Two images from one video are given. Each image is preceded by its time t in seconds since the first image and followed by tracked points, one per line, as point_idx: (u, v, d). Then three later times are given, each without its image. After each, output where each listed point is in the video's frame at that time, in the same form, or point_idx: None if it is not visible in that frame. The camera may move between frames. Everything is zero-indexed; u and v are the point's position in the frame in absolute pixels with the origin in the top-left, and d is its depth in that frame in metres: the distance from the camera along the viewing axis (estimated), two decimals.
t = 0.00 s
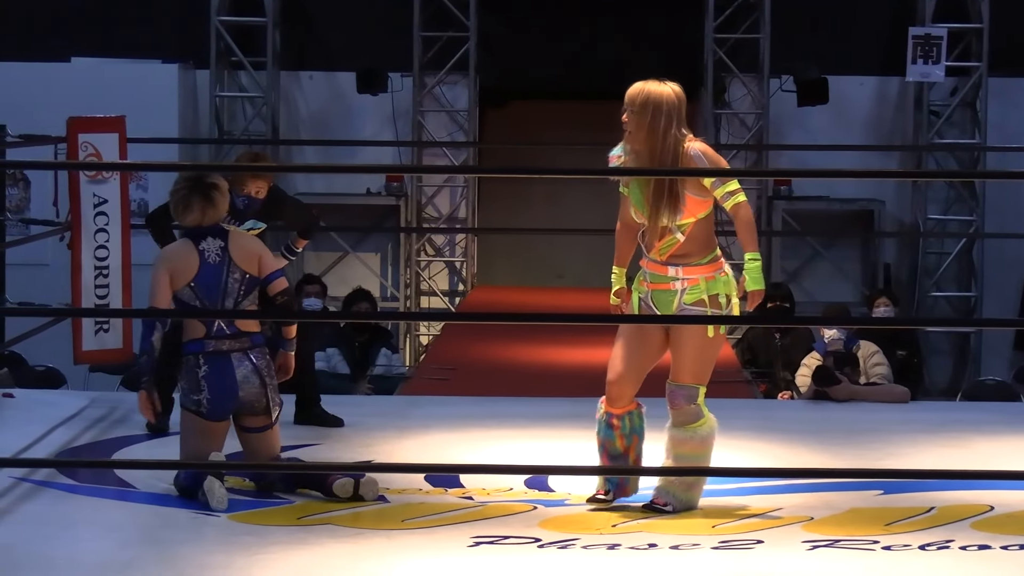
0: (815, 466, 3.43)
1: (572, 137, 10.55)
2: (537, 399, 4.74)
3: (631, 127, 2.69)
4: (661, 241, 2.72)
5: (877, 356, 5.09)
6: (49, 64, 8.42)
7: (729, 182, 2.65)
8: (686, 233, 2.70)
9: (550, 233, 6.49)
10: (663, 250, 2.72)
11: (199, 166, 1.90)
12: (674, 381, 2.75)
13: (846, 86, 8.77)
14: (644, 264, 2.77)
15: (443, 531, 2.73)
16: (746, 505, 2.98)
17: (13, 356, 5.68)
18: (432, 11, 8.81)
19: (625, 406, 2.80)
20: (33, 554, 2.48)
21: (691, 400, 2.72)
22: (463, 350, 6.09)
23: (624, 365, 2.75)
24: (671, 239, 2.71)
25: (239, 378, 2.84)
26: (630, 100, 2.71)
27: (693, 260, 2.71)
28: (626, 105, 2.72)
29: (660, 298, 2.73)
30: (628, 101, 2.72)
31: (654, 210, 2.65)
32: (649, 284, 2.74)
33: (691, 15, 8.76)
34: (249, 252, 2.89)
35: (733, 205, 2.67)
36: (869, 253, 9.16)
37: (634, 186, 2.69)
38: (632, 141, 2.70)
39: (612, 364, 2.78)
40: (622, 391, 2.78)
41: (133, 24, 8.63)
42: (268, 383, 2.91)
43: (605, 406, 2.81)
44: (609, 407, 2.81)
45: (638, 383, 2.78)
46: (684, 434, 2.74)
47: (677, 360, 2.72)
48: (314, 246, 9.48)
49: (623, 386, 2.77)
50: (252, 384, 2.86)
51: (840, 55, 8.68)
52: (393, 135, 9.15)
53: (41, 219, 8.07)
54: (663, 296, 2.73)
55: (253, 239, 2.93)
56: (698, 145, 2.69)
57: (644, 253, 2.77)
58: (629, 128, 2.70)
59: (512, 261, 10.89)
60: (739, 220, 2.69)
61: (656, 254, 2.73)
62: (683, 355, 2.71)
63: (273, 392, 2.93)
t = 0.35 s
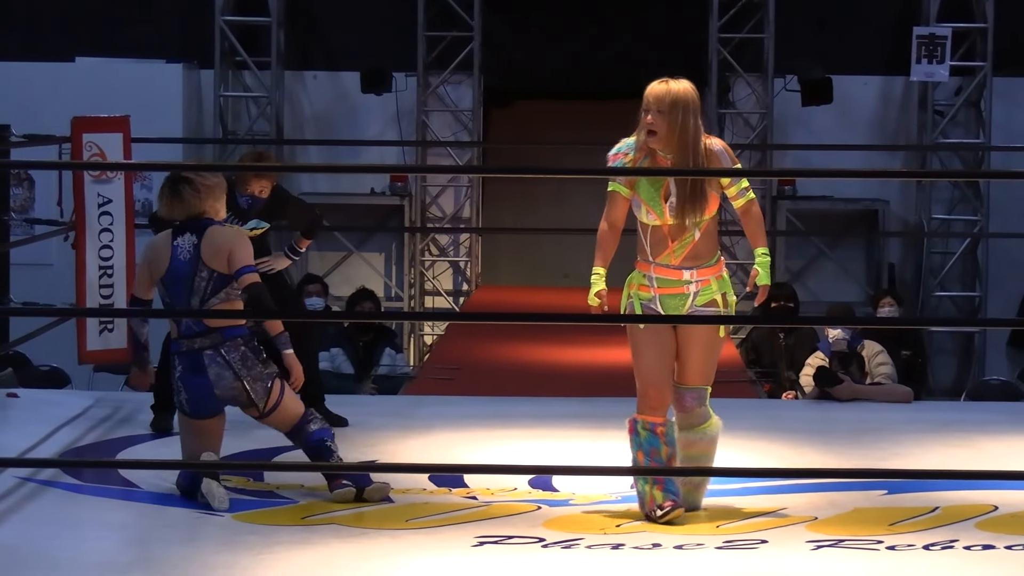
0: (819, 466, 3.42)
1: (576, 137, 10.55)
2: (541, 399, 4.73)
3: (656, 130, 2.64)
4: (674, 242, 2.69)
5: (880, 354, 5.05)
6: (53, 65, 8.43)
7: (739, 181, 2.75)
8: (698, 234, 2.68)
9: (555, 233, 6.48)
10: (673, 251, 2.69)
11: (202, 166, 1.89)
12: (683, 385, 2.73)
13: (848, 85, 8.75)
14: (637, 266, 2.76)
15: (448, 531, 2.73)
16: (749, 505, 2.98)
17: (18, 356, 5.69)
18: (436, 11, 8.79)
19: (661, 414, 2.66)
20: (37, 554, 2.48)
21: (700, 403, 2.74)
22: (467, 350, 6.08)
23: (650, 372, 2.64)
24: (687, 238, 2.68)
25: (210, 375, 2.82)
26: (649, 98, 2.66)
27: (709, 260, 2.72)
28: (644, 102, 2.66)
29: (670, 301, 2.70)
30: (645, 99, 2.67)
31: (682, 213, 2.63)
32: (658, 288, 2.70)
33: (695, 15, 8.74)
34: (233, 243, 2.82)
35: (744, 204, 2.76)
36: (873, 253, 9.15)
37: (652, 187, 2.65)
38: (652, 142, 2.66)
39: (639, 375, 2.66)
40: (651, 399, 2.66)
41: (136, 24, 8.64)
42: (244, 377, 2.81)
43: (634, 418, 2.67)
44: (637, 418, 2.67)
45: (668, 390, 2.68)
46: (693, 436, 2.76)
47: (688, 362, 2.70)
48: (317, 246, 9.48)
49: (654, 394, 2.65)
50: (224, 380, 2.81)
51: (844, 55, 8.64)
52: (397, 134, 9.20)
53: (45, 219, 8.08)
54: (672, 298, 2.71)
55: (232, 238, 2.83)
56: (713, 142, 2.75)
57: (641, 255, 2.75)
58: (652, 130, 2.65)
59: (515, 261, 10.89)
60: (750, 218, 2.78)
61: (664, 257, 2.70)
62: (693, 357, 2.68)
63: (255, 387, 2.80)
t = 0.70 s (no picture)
0: (818, 464, 3.42)
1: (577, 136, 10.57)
2: (541, 397, 4.74)
3: (679, 123, 2.64)
4: (688, 238, 2.67)
5: (880, 352, 5.11)
6: (53, 63, 8.44)
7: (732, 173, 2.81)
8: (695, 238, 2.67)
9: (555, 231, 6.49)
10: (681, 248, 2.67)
11: (201, 165, 1.89)
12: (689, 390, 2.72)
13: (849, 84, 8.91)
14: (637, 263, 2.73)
15: (448, 530, 2.73)
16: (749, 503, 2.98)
17: (18, 355, 5.69)
18: (436, 9, 8.77)
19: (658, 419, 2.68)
20: (36, 553, 2.48)
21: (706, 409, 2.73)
22: (466, 348, 6.09)
23: (648, 376, 2.63)
24: (700, 233, 2.67)
25: (182, 369, 2.86)
26: (659, 91, 2.65)
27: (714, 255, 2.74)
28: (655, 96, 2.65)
29: (681, 298, 2.69)
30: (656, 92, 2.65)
31: (700, 208, 2.62)
32: (668, 285, 2.68)
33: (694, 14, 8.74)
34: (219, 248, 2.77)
35: (735, 193, 2.83)
36: (873, 252, 9.17)
37: (666, 185, 2.63)
38: (668, 137, 2.66)
39: (640, 378, 2.64)
40: (649, 401, 2.66)
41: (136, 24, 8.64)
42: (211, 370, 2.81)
43: (633, 421, 2.67)
44: (637, 421, 2.67)
45: (668, 394, 2.68)
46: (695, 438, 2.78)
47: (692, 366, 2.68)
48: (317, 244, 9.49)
49: (652, 398, 2.65)
50: (194, 374, 2.84)
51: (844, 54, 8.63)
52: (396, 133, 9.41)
53: (45, 217, 8.09)
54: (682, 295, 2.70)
55: (211, 248, 2.76)
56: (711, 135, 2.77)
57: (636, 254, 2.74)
58: (670, 124, 2.64)
59: (515, 260, 10.90)
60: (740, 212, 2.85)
61: (676, 253, 2.68)
62: (694, 360, 2.68)
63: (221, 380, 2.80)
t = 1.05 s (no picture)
0: (813, 462, 3.43)
1: (572, 134, 10.58)
2: (538, 395, 4.74)
3: (716, 120, 2.61)
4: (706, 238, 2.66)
5: (878, 356, 5.07)
6: (48, 62, 8.43)
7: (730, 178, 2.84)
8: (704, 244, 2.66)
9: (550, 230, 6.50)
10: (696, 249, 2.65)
11: (198, 163, 1.89)
12: (731, 377, 2.72)
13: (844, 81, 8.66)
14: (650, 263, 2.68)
15: (444, 528, 2.73)
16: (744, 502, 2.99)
17: (14, 354, 5.69)
18: (432, 8, 8.80)
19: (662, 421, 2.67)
20: (32, 551, 2.48)
21: (747, 394, 2.71)
22: (462, 347, 6.09)
23: (655, 374, 2.63)
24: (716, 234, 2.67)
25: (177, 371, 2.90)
26: (693, 85, 2.62)
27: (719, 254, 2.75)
28: (690, 89, 2.62)
29: (697, 297, 2.67)
30: (691, 85, 2.62)
31: (721, 209, 2.64)
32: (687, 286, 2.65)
33: (691, 12, 8.75)
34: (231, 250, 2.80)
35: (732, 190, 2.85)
36: (869, 251, 9.18)
37: (692, 183, 2.62)
38: (703, 132, 2.62)
39: (648, 378, 2.64)
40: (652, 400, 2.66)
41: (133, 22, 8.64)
42: (195, 367, 2.85)
43: (636, 419, 2.67)
44: (640, 420, 2.67)
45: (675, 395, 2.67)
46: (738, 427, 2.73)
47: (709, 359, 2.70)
48: (313, 243, 9.47)
49: (659, 396, 2.64)
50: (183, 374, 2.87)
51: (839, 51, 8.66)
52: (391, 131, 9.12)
53: (40, 216, 8.08)
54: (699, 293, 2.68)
55: (218, 248, 2.77)
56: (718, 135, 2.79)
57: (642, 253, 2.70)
58: (709, 119, 2.61)
59: (511, 259, 10.90)
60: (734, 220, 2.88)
61: (695, 253, 2.65)
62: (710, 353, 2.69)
63: (202, 377, 2.84)
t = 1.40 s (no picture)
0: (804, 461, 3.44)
1: (562, 133, 10.60)
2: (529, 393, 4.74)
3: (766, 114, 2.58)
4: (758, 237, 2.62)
5: (867, 352, 5.12)
6: (39, 61, 8.40)
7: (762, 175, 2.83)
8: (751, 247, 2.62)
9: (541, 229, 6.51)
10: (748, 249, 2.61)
11: (190, 162, 1.89)
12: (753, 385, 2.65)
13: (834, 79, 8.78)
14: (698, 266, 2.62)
15: (435, 527, 2.73)
16: (735, 501, 3.00)
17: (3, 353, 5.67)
18: (423, 7, 8.79)
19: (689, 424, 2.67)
20: (23, 551, 2.48)
21: (765, 400, 2.64)
22: (453, 346, 6.09)
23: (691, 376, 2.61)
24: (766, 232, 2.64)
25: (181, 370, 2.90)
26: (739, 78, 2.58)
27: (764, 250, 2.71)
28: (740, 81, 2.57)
29: (746, 298, 2.61)
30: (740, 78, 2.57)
31: (775, 207, 2.61)
32: (739, 285, 2.61)
33: (682, 11, 8.77)
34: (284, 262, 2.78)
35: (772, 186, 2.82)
36: (859, 250, 9.22)
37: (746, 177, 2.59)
38: (753, 127, 2.58)
39: (683, 377, 2.62)
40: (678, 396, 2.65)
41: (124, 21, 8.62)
42: (196, 368, 2.84)
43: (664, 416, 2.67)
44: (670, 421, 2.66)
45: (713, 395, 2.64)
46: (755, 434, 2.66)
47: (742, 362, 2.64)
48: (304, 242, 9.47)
49: (693, 401, 2.62)
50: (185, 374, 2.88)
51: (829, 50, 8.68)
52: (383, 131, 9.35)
53: (31, 216, 8.07)
54: (745, 294, 2.64)
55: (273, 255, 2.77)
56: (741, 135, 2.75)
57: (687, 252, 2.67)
58: (759, 114, 2.57)
59: (502, 258, 10.91)
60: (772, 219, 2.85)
61: (748, 252, 2.61)
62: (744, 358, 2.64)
63: (202, 380, 2.84)
